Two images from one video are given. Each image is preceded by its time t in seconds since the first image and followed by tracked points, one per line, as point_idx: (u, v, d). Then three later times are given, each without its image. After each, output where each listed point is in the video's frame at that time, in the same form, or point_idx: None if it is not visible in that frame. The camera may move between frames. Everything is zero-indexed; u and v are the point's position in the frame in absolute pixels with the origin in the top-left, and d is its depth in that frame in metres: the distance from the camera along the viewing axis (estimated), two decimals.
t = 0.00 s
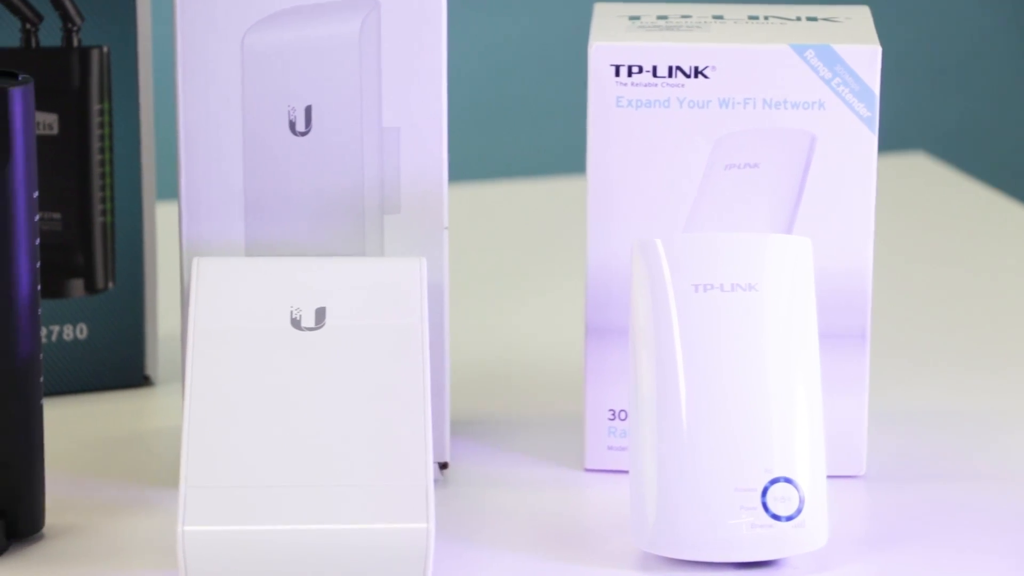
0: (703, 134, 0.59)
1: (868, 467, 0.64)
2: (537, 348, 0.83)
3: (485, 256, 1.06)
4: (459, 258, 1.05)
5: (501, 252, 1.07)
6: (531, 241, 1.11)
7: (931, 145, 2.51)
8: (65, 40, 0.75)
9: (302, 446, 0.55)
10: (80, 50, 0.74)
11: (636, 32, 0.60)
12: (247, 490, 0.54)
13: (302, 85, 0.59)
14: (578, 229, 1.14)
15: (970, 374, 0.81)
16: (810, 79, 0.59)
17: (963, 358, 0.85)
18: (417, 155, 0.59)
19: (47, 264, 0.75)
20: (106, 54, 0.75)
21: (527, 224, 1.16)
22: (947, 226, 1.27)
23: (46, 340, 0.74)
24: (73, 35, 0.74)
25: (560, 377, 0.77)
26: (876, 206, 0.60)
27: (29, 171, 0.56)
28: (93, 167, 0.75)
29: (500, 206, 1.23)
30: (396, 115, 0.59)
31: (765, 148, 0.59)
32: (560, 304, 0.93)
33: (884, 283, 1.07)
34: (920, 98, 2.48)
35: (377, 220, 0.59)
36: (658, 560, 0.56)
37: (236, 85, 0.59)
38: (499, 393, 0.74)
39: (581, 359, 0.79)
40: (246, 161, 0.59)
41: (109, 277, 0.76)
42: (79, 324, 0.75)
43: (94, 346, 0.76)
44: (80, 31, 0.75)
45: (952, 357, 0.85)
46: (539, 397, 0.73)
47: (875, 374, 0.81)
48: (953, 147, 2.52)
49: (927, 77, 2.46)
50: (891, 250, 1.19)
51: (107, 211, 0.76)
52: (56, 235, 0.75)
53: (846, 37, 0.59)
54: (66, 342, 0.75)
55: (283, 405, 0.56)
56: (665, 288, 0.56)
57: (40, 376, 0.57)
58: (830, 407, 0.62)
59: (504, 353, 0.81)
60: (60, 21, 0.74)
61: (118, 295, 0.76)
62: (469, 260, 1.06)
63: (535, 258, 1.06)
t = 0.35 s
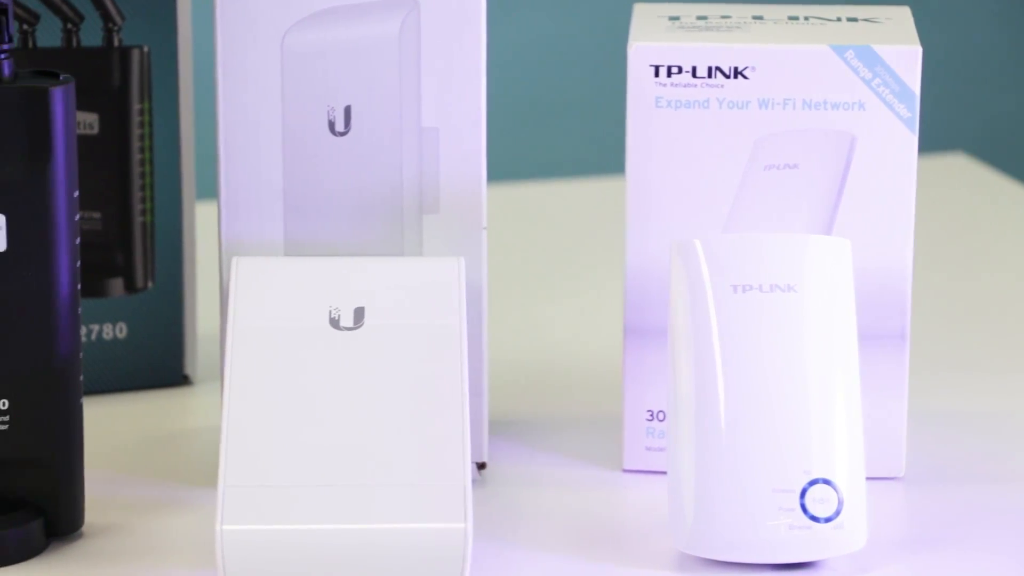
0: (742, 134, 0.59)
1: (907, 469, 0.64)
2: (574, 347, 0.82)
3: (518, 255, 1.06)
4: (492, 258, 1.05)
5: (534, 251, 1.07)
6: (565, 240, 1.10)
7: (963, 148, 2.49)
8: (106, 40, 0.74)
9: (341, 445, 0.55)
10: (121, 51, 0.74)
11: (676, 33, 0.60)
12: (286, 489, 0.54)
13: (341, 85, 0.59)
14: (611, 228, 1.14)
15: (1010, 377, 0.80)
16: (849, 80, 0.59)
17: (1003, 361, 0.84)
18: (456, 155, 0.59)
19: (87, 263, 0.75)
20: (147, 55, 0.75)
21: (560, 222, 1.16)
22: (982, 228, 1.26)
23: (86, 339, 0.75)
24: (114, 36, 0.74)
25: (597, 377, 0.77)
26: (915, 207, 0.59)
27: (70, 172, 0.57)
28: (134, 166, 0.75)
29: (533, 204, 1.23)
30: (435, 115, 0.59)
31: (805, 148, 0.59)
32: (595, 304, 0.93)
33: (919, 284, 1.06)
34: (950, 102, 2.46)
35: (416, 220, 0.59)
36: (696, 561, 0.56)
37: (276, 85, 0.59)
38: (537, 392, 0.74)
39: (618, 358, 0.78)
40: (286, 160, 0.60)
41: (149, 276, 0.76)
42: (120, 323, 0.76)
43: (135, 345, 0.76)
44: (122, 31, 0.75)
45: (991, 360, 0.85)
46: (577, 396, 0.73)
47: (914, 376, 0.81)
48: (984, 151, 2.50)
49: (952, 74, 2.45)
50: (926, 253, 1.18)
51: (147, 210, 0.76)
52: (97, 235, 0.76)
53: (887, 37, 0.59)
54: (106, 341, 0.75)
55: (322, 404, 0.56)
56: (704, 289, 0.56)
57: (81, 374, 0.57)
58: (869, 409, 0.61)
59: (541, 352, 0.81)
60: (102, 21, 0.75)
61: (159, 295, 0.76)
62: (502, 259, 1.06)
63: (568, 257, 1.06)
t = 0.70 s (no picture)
0: (780, 133, 0.59)
1: (946, 470, 0.64)
2: (611, 347, 0.82)
3: (549, 255, 1.05)
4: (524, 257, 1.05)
5: (566, 251, 1.06)
6: (597, 239, 1.10)
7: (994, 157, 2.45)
8: (145, 38, 0.74)
9: (378, 443, 0.55)
10: (159, 49, 0.74)
11: (714, 32, 0.60)
12: (324, 487, 0.54)
13: (379, 84, 0.59)
14: (643, 228, 1.13)
15: None
16: (888, 79, 0.59)
17: None
18: (494, 154, 0.59)
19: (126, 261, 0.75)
20: (185, 53, 0.75)
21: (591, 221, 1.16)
22: (1019, 229, 1.25)
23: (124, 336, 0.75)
24: (153, 33, 0.74)
25: (633, 377, 0.77)
26: (954, 207, 0.59)
27: (108, 170, 0.57)
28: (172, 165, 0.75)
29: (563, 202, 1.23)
30: (473, 113, 0.59)
31: (843, 147, 0.59)
32: (627, 303, 0.92)
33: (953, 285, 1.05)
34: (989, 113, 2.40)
35: (454, 218, 0.59)
36: (733, 560, 0.56)
37: (314, 83, 0.59)
38: (576, 391, 0.74)
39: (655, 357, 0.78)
40: (324, 159, 0.60)
41: (186, 273, 0.76)
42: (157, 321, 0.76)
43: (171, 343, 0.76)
44: (160, 29, 0.74)
45: None
46: (614, 396, 0.73)
47: (953, 377, 0.80)
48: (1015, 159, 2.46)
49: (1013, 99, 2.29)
50: (961, 253, 1.17)
51: (185, 209, 0.76)
52: (135, 233, 0.75)
53: (926, 36, 0.59)
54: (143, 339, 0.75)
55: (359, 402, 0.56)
56: (741, 288, 0.56)
57: (118, 371, 0.58)
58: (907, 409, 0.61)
59: (577, 352, 0.81)
60: (140, 19, 0.74)
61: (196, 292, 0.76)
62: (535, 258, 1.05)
63: (599, 256, 1.05)
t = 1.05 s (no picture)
0: (820, 136, 0.59)
1: (986, 474, 0.64)
2: (650, 349, 0.82)
3: (582, 256, 1.05)
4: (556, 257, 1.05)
5: (600, 252, 1.06)
6: (631, 240, 1.10)
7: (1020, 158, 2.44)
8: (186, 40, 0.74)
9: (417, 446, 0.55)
10: (201, 51, 0.74)
11: (755, 34, 0.59)
12: (363, 488, 0.54)
13: (420, 86, 0.59)
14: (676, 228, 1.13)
15: None
16: (930, 83, 0.59)
17: None
18: (534, 157, 0.59)
19: (166, 262, 0.75)
20: (226, 55, 0.75)
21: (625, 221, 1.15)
22: None
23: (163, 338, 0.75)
24: (194, 36, 0.74)
25: (672, 379, 0.76)
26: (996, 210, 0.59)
27: (149, 171, 0.57)
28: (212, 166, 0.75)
29: (596, 201, 1.22)
30: (514, 116, 0.59)
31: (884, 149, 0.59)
32: (663, 305, 0.92)
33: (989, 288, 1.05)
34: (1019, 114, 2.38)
35: (493, 221, 0.59)
36: (772, 564, 0.56)
37: (355, 85, 0.59)
38: (616, 393, 0.74)
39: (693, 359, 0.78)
40: (364, 160, 0.60)
41: (226, 275, 0.76)
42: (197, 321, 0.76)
43: (211, 345, 0.77)
44: (201, 31, 0.74)
45: None
46: (654, 398, 0.73)
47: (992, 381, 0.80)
48: None
49: None
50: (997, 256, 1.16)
51: (225, 210, 0.76)
52: (176, 234, 0.76)
53: (969, 39, 0.59)
54: (183, 340, 0.75)
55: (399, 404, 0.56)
56: (781, 291, 0.56)
57: (158, 372, 0.58)
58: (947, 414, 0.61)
59: (614, 354, 0.81)
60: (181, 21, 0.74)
61: (236, 295, 0.76)
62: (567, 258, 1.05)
63: (632, 257, 1.05)
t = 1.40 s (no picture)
0: (853, 137, 0.59)
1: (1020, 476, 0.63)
2: (682, 349, 0.82)
3: (612, 254, 1.05)
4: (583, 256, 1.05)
5: (629, 250, 1.06)
6: (660, 238, 1.09)
7: None
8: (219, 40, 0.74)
9: (449, 446, 0.55)
10: (234, 51, 0.74)
11: (788, 35, 0.59)
12: (395, 488, 0.54)
13: (452, 86, 0.59)
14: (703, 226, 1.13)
15: None
16: (964, 83, 0.58)
17: None
18: (566, 157, 0.59)
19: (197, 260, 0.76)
20: (258, 55, 0.75)
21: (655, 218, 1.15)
22: None
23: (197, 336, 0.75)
24: (227, 36, 0.74)
25: (704, 379, 0.76)
26: None
27: (181, 171, 0.57)
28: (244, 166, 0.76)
29: (625, 199, 1.22)
30: (546, 116, 0.59)
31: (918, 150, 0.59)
32: (693, 304, 0.92)
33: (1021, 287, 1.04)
34: None
35: (525, 221, 0.59)
36: (804, 565, 0.56)
37: (387, 85, 0.59)
38: (648, 395, 0.74)
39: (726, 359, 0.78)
40: (396, 160, 0.60)
41: (259, 275, 0.76)
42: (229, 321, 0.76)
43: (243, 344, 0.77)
44: (234, 31, 0.74)
45: None
46: (687, 399, 0.73)
47: None
48: None
49: None
50: None
51: (257, 210, 0.76)
52: (207, 232, 0.76)
53: (1003, 40, 0.59)
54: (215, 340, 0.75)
55: (431, 403, 0.56)
56: (814, 292, 0.56)
57: (190, 372, 0.58)
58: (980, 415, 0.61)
59: (644, 355, 0.81)
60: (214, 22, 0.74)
61: (269, 293, 0.76)
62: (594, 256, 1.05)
63: (661, 255, 1.05)
